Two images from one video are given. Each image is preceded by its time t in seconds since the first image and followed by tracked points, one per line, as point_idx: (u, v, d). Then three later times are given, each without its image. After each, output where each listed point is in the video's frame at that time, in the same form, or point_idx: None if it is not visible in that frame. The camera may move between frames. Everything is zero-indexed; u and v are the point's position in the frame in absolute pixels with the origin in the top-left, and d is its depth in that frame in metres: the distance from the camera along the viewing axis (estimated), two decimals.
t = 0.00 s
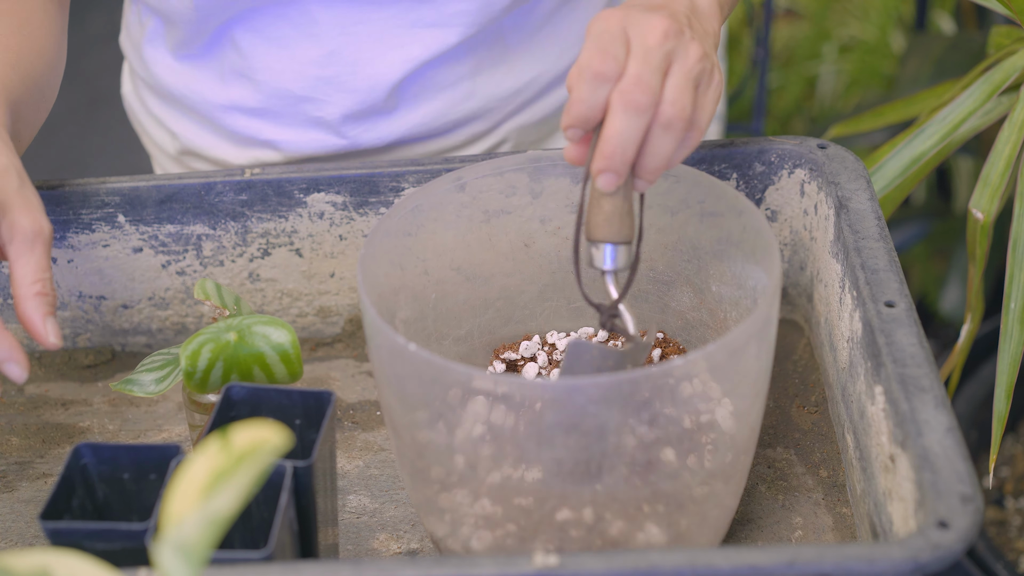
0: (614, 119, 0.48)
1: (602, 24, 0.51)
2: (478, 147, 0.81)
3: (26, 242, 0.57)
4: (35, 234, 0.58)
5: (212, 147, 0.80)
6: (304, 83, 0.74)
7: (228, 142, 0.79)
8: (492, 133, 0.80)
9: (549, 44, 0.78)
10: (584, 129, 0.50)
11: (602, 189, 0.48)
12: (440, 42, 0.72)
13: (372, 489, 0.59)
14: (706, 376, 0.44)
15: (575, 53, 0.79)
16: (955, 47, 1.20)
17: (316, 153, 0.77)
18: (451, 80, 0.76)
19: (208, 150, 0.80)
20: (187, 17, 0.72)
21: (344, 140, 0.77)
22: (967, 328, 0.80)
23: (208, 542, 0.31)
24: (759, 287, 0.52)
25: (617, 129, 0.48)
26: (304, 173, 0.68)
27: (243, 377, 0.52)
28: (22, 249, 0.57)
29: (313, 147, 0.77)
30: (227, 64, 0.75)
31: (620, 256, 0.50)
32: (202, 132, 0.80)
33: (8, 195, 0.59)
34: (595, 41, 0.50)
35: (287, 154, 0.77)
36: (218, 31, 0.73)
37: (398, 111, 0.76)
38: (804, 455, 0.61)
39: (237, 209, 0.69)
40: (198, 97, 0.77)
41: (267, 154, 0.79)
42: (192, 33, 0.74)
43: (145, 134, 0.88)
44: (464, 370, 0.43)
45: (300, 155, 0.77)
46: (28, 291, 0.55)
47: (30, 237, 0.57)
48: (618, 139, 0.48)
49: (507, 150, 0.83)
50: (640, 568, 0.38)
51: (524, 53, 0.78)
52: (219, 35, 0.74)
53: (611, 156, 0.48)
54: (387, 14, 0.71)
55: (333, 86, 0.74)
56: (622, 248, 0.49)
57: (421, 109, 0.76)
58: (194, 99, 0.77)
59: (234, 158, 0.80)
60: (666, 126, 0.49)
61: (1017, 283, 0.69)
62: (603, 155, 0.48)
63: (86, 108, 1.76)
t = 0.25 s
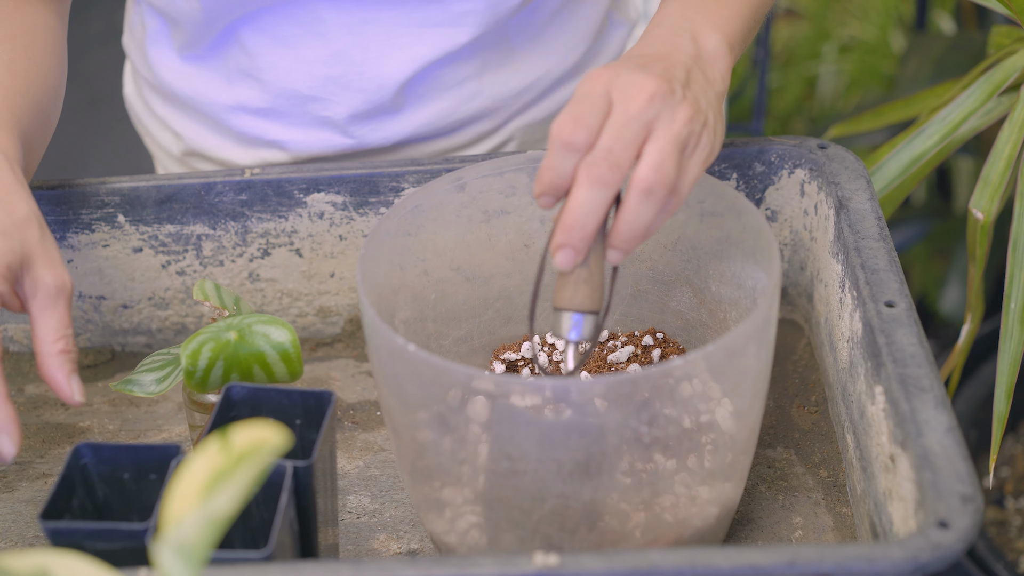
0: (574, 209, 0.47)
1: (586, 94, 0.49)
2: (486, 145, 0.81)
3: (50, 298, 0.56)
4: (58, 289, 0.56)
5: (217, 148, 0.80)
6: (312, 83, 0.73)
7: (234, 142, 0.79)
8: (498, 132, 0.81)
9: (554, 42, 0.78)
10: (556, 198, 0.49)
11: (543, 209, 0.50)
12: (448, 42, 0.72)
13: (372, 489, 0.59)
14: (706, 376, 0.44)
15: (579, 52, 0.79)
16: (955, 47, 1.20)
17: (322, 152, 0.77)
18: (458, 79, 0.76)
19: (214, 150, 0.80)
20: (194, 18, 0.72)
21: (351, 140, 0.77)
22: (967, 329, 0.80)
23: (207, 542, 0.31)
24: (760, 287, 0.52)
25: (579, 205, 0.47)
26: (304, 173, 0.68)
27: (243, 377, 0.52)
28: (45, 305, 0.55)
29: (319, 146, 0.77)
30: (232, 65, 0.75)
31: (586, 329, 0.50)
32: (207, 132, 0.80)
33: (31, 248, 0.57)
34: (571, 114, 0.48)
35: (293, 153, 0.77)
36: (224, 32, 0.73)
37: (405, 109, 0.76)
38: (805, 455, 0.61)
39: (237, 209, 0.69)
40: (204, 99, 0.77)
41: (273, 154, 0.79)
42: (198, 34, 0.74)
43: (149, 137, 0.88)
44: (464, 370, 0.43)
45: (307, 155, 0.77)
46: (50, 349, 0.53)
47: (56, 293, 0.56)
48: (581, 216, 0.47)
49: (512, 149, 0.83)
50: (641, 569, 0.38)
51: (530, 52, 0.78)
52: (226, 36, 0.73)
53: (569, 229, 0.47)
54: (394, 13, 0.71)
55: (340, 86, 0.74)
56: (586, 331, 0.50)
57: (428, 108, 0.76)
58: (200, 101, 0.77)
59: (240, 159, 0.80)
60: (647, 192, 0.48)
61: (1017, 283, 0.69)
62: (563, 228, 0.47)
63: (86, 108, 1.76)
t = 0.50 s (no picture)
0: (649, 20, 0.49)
1: None
2: (481, 149, 0.81)
3: (79, 349, 0.50)
4: (79, 332, 0.51)
5: (212, 147, 0.80)
6: (308, 85, 0.73)
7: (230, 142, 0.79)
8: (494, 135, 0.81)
9: (553, 47, 0.78)
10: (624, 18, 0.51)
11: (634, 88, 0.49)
12: (443, 47, 0.72)
13: (373, 489, 0.59)
14: (706, 376, 0.44)
15: (579, 56, 0.79)
16: (955, 48, 1.20)
17: (317, 155, 0.77)
18: (454, 83, 0.76)
19: (210, 149, 0.80)
20: (193, 18, 0.72)
21: (345, 142, 0.77)
22: (967, 329, 0.80)
23: (207, 542, 0.31)
24: (759, 287, 0.52)
25: None
26: (304, 173, 0.68)
27: (243, 377, 0.52)
28: (77, 358, 0.50)
29: (314, 148, 0.77)
30: (231, 64, 0.75)
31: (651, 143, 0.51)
32: (203, 131, 0.80)
33: (36, 307, 0.50)
34: None
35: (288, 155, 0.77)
36: (223, 31, 0.73)
37: (400, 113, 0.76)
38: (805, 455, 0.61)
39: (237, 208, 0.69)
40: (200, 98, 0.77)
41: (269, 155, 0.79)
42: (197, 34, 0.74)
43: (149, 133, 0.88)
44: (463, 370, 0.43)
45: (301, 157, 0.78)
46: (106, 390, 0.50)
47: (80, 343, 0.50)
48: (656, 38, 0.49)
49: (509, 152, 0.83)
50: (641, 568, 0.38)
51: (528, 57, 0.78)
52: (224, 36, 0.73)
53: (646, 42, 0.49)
54: (393, 16, 0.71)
55: (337, 88, 0.73)
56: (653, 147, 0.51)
57: (425, 112, 0.76)
58: (196, 100, 0.77)
59: (236, 159, 0.80)
60: (706, 28, 0.50)
61: (1017, 284, 0.69)
62: (637, 48, 0.49)
63: (86, 108, 1.76)
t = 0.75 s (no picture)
0: (643, 108, 0.48)
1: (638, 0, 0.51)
2: (489, 145, 0.81)
3: (98, 386, 0.49)
4: (98, 368, 0.50)
5: (221, 150, 0.80)
6: (318, 85, 0.73)
7: (239, 144, 0.79)
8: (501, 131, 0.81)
9: (557, 42, 0.78)
10: (620, 103, 0.51)
11: (642, 167, 0.48)
12: (455, 44, 0.72)
13: (372, 489, 0.59)
14: (706, 376, 0.44)
15: (582, 50, 0.79)
16: (955, 47, 1.20)
17: (325, 154, 0.77)
18: (462, 79, 0.76)
19: (216, 152, 0.80)
20: (198, 23, 0.72)
21: (355, 141, 0.76)
22: (967, 329, 0.80)
23: (207, 542, 0.31)
24: (759, 286, 0.52)
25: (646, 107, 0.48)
26: (304, 173, 0.68)
27: (243, 377, 0.52)
28: (97, 395, 0.49)
29: (323, 148, 0.77)
30: (237, 67, 0.75)
31: (662, 230, 0.50)
32: (210, 135, 0.80)
33: (51, 349, 0.49)
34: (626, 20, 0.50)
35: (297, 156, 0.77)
36: (229, 35, 0.73)
37: (409, 110, 0.76)
38: (805, 455, 0.61)
39: (236, 209, 0.69)
40: (207, 101, 0.76)
41: (277, 156, 0.79)
42: (203, 37, 0.74)
43: (151, 139, 0.88)
44: (463, 370, 0.43)
45: (311, 156, 0.78)
46: (130, 423, 0.49)
47: (99, 379, 0.49)
48: (654, 115, 0.48)
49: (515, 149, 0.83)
50: (640, 568, 0.38)
51: (533, 52, 0.78)
52: (231, 38, 0.73)
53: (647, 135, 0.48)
54: (400, 16, 0.71)
55: (346, 87, 0.73)
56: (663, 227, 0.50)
57: (433, 109, 0.76)
58: (203, 104, 0.77)
59: (247, 161, 0.80)
60: (708, 103, 0.50)
61: (1017, 284, 0.69)
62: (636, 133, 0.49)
63: (86, 109, 1.76)
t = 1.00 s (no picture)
0: (675, 133, 0.47)
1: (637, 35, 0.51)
2: (486, 148, 0.81)
3: (93, 408, 0.49)
4: (96, 391, 0.49)
5: (216, 151, 0.80)
6: (313, 86, 0.73)
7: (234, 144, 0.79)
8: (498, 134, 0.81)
9: (554, 45, 0.78)
10: (648, 146, 0.50)
11: (681, 208, 0.47)
12: (449, 48, 0.72)
13: (373, 489, 0.59)
14: (706, 377, 0.44)
15: (580, 54, 0.80)
16: (955, 47, 1.20)
17: (321, 156, 0.77)
18: (460, 82, 0.76)
19: (212, 153, 0.80)
20: (196, 23, 0.72)
21: (351, 144, 0.76)
22: (967, 329, 0.80)
23: (207, 542, 0.31)
24: (760, 287, 0.52)
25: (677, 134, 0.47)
26: (304, 173, 0.68)
27: (243, 377, 0.52)
28: (91, 417, 0.49)
29: (319, 150, 0.77)
30: (233, 67, 0.75)
31: (699, 280, 0.47)
32: (206, 135, 0.80)
33: (49, 370, 0.50)
34: (632, 57, 0.50)
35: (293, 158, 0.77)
36: (226, 35, 0.73)
37: (404, 114, 0.76)
38: (805, 455, 0.61)
39: (237, 208, 0.69)
40: (203, 101, 0.76)
41: (273, 157, 0.79)
42: (200, 37, 0.74)
43: (149, 141, 0.88)
44: (463, 370, 0.43)
45: (306, 158, 0.77)
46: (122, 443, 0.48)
47: (94, 401, 0.49)
48: (685, 143, 0.47)
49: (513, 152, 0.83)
50: (641, 569, 0.38)
51: (530, 55, 0.78)
52: (228, 39, 0.73)
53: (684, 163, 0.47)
54: (397, 18, 0.71)
55: (342, 89, 0.73)
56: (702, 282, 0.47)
57: (429, 112, 0.76)
58: (199, 103, 0.77)
59: (242, 162, 0.80)
60: (733, 126, 0.49)
61: (1017, 284, 0.69)
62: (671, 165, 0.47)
63: (85, 108, 1.75)
